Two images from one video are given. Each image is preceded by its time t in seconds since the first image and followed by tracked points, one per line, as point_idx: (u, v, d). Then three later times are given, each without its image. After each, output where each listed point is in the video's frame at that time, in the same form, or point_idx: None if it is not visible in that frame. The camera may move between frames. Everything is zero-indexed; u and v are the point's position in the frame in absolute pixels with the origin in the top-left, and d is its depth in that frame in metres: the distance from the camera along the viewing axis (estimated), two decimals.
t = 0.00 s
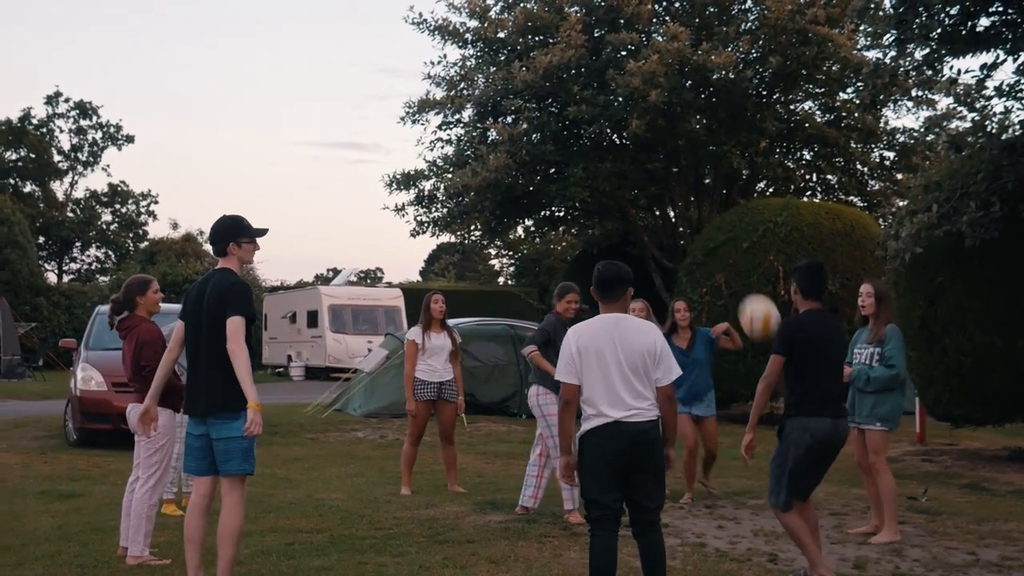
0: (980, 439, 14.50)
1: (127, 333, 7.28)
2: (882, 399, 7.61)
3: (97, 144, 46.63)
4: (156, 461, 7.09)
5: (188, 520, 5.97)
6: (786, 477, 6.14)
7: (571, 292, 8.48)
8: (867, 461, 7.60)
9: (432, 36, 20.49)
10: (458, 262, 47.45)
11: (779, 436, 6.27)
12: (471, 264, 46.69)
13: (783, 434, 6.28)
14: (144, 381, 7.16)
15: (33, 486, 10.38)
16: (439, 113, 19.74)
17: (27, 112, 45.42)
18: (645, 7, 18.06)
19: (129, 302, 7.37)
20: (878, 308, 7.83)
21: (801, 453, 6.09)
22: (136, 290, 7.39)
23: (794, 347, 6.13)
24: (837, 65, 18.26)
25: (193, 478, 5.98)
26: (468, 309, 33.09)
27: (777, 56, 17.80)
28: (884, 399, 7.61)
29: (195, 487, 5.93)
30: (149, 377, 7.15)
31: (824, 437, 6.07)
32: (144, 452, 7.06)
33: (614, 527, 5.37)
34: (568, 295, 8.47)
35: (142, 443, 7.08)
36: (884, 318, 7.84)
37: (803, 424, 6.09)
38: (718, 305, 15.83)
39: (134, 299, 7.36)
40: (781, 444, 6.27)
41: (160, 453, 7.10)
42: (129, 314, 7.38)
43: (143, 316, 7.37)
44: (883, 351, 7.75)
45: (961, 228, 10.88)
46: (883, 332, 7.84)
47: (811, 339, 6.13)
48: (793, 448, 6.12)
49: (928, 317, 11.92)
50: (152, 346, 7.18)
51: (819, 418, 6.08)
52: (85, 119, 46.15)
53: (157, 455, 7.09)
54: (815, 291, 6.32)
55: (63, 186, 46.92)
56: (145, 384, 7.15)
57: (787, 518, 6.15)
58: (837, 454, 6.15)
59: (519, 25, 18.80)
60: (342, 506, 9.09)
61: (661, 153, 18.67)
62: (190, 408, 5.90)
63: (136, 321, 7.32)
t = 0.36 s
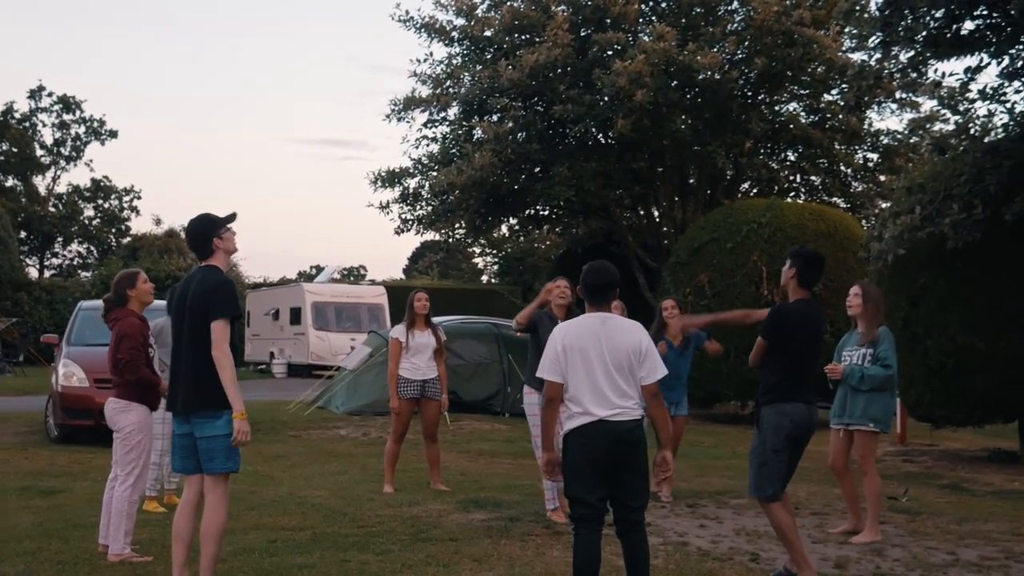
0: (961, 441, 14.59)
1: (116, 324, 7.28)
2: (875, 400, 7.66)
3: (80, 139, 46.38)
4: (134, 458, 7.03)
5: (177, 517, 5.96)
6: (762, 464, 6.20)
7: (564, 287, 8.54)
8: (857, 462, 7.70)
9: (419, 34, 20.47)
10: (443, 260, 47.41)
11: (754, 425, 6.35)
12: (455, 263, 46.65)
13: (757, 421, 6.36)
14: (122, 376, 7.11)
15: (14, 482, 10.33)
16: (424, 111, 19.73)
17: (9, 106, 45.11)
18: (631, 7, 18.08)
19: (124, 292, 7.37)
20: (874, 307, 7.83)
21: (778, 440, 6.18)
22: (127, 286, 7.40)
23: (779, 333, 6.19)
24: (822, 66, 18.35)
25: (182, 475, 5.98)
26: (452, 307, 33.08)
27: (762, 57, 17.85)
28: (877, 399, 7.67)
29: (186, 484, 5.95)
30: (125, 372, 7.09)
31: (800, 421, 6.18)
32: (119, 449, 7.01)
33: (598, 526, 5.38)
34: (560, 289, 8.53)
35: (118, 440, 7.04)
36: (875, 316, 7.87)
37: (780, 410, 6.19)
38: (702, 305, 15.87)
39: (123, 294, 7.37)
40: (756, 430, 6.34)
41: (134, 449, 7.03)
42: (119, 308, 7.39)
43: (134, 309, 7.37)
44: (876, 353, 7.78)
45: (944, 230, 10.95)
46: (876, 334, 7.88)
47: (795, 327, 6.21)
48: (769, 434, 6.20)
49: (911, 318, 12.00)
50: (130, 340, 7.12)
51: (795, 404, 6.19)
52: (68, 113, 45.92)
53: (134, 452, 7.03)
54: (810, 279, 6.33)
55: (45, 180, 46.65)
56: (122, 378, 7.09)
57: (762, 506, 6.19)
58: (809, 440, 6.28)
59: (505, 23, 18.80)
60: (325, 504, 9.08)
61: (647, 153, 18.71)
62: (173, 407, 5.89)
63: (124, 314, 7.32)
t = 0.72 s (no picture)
0: (956, 440, 14.64)
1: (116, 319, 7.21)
2: (871, 402, 7.73)
3: (73, 138, 46.29)
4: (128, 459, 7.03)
5: (175, 518, 5.96)
6: (781, 463, 6.23)
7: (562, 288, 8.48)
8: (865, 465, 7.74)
9: (412, 33, 20.48)
10: (437, 260, 47.41)
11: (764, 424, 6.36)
12: (449, 262, 46.64)
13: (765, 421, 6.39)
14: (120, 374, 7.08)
15: (11, 482, 10.32)
16: (418, 110, 19.74)
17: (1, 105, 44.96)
18: (624, 7, 18.11)
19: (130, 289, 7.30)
20: (861, 306, 7.86)
21: (796, 436, 6.22)
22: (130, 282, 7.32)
23: (788, 332, 6.21)
24: (815, 66, 18.40)
25: (179, 476, 5.98)
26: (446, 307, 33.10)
27: (755, 58, 17.89)
28: (873, 401, 7.73)
29: (184, 485, 5.95)
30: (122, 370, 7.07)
31: (814, 417, 6.27)
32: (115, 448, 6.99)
33: (599, 526, 5.39)
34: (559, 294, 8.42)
35: (111, 439, 7.02)
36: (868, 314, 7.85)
37: (795, 407, 6.24)
38: (697, 305, 15.93)
39: (124, 291, 7.30)
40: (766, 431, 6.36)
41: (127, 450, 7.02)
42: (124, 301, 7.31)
43: (136, 303, 7.32)
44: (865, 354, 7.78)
45: (938, 230, 10.98)
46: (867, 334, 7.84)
47: (803, 323, 6.26)
48: (787, 432, 6.23)
49: (905, 318, 12.04)
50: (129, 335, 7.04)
51: (808, 399, 6.27)
52: (60, 112, 45.82)
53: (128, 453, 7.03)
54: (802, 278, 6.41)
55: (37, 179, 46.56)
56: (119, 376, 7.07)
57: (781, 506, 6.24)
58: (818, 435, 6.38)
59: (498, 23, 18.82)
60: (324, 503, 9.09)
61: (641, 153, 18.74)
62: (173, 407, 5.88)
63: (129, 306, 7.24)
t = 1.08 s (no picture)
0: None
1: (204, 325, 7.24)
2: (945, 404, 7.60)
3: (150, 151, 47.27)
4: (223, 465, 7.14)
5: (261, 523, 6.07)
6: (875, 465, 6.20)
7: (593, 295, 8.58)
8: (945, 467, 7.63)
9: (481, 40, 20.57)
10: (507, 265, 47.54)
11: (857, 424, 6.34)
12: (520, 267, 46.66)
13: (857, 422, 6.37)
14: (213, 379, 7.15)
15: (99, 488, 10.58)
16: (488, 116, 19.84)
17: (81, 120, 46.11)
18: (692, 8, 18.00)
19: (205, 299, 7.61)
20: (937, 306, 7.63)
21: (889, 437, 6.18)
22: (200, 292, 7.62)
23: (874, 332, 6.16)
24: (889, 62, 18.12)
25: (262, 482, 6.08)
26: (518, 311, 33.19)
27: (828, 56, 17.66)
28: (946, 402, 7.59)
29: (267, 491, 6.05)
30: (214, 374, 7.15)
31: (904, 416, 6.19)
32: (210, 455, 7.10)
33: (682, 531, 5.37)
34: (587, 299, 8.51)
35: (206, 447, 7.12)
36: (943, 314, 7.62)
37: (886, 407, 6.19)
38: (772, 307, 15.76)
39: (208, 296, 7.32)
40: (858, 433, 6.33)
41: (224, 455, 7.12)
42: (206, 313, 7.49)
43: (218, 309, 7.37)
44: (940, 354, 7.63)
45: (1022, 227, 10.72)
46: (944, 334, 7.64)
47: (888, 323, 6.17)
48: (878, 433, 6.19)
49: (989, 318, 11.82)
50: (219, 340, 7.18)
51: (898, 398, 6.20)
52: (137, 125, 46.85)
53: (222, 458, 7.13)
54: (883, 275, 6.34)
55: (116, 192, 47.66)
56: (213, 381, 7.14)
57: (876, 508, 6.21)
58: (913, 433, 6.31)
59: (567, 27, 18.83)
60: (404, 509, 9.17)
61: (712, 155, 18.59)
62: (262, 416, 5.97)
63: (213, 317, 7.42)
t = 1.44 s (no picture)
0: None
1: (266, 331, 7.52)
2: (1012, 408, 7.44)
3: (208, 160, 47.94)
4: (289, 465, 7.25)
5: (322, 526, 6.09)
6: (941, 469, 6.10)
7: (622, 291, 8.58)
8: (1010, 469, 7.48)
9: (535, 44, 20.56)
10: (562, 269, 47.50)
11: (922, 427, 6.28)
12: (574, 270, 46.58)
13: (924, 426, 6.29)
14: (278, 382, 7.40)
15: (162, 494, 10.71)
16: (543, 121, 19.82)
17: (141, 131, 46.91)
18: (748, 9, 17.85)
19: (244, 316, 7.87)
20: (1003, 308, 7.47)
21: (953, 440, 6.09)
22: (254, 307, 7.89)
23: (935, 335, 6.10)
24: (950, 60, 17.85)
25: (323, 486, 6.10)
26: (572, 315, 33.13)
27: (886, 55, 17.42)
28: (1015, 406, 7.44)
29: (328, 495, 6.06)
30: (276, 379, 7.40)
31: (969, 419, 6.12)
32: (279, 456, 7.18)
33: (746, 536, 5.29)
34: (613, 296, 8.55)
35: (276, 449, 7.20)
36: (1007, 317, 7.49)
37: (950, 411, 6.11)
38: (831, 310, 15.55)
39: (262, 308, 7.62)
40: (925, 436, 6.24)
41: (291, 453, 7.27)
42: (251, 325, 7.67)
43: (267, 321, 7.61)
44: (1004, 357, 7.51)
45: None
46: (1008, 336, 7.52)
47: (952, 325, 6.08)
48: (943, 435, 6.12)
49: None
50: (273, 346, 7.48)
51: (963, 401, 6.13)
52: (195, 135, 47.50)
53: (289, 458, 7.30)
54: (949, 276, 6.23)
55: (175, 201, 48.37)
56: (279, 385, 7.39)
57: (945, 513, 6.09)
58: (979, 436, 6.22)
59: (621, 30, 18.77)
60: (462, 513, 9.19)
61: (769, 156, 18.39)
62: (325, 421, 6.00)
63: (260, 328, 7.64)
